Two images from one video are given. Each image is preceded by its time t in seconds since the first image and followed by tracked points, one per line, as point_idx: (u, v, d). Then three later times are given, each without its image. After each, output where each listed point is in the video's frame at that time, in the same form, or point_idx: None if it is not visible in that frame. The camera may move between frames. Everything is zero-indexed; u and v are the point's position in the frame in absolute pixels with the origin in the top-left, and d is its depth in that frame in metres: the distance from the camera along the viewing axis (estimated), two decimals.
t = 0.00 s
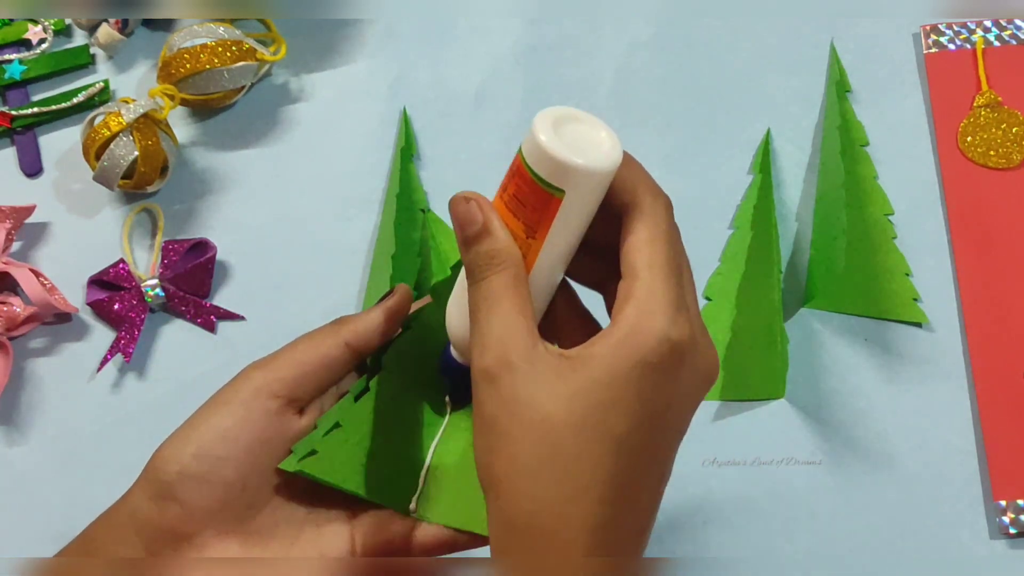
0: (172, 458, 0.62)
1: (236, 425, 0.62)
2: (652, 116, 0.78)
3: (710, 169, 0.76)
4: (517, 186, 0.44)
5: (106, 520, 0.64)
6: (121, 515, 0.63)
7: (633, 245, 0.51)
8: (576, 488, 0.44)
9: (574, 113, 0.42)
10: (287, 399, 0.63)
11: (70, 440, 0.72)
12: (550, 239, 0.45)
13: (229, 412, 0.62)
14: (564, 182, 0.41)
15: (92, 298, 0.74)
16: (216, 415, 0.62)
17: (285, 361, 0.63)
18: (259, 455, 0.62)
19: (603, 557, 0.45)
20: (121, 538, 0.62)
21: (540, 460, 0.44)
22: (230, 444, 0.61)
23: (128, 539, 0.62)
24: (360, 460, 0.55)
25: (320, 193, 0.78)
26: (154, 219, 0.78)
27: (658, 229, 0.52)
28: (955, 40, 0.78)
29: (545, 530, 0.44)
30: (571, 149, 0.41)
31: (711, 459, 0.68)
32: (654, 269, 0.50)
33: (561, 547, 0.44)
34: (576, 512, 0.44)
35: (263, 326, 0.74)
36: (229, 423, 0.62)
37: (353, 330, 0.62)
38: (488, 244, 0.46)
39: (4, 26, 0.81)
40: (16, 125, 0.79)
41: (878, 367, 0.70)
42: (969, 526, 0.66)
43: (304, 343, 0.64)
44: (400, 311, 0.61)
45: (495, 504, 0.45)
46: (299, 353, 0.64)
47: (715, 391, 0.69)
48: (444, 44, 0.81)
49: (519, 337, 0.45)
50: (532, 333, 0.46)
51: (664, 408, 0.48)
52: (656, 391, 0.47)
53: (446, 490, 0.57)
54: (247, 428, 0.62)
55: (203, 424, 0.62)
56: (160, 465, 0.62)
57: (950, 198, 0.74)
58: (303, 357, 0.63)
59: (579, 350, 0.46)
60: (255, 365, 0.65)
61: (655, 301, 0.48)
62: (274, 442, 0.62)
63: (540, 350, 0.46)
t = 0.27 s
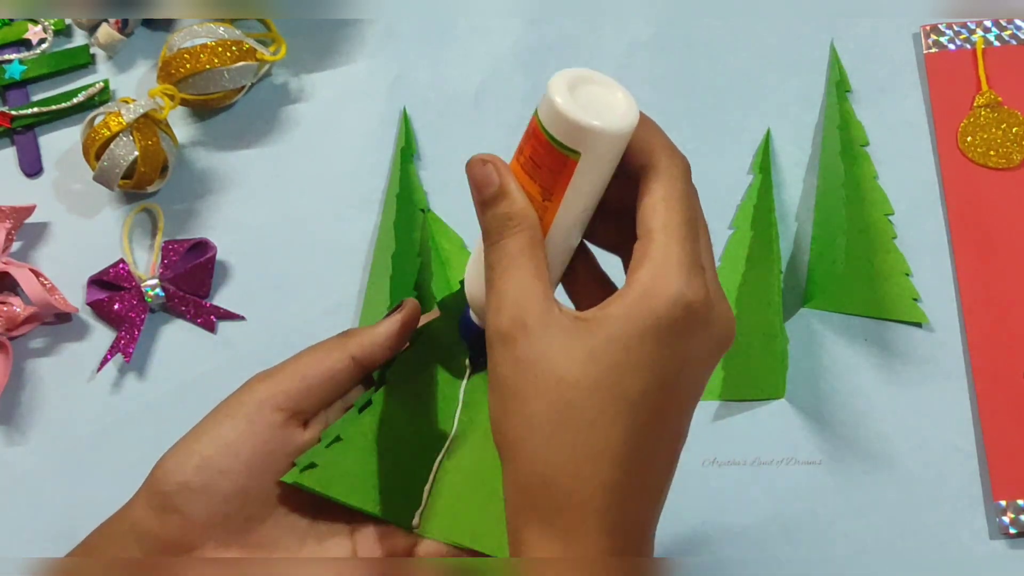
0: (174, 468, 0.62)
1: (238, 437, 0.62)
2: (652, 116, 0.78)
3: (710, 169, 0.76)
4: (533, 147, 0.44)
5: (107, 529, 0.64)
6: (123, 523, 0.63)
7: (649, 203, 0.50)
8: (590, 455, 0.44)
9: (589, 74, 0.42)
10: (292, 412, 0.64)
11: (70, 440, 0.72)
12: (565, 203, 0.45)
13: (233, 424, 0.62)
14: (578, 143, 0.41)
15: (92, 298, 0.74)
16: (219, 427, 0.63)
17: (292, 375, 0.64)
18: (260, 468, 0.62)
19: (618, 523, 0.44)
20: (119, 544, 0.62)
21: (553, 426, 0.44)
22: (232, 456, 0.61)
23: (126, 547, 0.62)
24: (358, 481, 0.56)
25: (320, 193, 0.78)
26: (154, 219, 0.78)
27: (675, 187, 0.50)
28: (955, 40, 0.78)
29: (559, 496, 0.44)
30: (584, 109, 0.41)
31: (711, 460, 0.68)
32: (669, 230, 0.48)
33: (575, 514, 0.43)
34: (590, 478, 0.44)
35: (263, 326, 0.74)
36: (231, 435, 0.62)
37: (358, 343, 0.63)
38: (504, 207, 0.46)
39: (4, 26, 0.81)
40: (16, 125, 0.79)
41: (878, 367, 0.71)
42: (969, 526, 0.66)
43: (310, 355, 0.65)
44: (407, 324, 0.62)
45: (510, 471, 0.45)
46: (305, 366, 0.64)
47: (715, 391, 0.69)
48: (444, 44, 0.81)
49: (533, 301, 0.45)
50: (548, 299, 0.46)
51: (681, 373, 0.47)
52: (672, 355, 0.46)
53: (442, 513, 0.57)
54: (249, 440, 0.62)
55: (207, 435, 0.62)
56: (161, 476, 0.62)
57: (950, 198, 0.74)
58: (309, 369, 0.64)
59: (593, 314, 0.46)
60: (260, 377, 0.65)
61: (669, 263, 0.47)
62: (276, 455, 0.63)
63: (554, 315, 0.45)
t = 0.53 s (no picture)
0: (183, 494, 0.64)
1: (244, 468, 0.63)
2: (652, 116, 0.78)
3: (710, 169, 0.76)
4: (578, 96, 0.44)
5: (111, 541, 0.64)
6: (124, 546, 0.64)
7: (695, 153, 0.50)
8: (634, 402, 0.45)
9: (634, 25, 0.42)
10: (301, 444, 0.65)
11: (70, 440, 0.72)
12: (610, 152, 0.46)
13: (240, 454, 0.64)
14: (619, 94, 0.42)
15: (92, 298, 0.74)
16: (228, 457, 0.64)
17: (302, 407, 0.65)
18: (265, 493, 0.63)
19: (656, 479, 0.45)
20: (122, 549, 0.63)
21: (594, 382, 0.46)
22: (238, 486, 0.63)
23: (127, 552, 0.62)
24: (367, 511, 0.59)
25: (320, 193, 0.78)
26: (154, 219, 0.78)
27: (722, 136, 0.50)
28: (955, 40, 0.78)
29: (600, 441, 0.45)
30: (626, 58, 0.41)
31: (711, 460, 0.68)
32: (714, 181, 0.48)
33: (614, 467, 0.45)
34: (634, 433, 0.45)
35: (263, 326, 0.74)
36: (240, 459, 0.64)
37: (370, 379, 0.64)
38: (545, 160, 0.47)
39: (4, 26, 0.81)
40: (16, 125, 0.79)
41: (878, 367, 0.70)
42: (969, 526, 0.66)
43: (321, 387, 0.66)
44: (419, 360, 0.63)
45: (550, 423, 0.47)
46: (315, 397, 0.66)
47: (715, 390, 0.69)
48: (444, 44, 0.81)
49: (574, 253, 0.46)
50: (589, 251, 0.46)
51: (722, 330, 0.47)
52: (711, 310, 0.46)
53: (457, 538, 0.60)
54: (256, 467, 0.63)
55: (214, 465, 0.64)
56: (171, 503, 0.63)
57: (950, 198, 0.74)
58: (318, 402, 0.65)
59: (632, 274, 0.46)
60: (270, 407, 0.67)
61: (713, 214, 0.46)
62: (283, 486, 0.64)
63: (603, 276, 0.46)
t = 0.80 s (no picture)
0: (140, 502, 0.66)
1: (199, 467, 0.65)
2: (652, 116, 0.78)
3: (711, 169, 0.76)
4: (774, 190, 0.50)
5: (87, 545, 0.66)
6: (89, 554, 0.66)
7: (901, 241, 0.57)
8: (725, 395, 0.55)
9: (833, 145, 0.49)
10: (252, 445, 0.66)
11: (70, 440, 0.72)
12: (777, 249, 0.51)
13: (197, 458, 0.66)
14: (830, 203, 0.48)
15: (92, 298, 0.74)
16: (183, 460, 0.67)
17: (256, 408, 0.68)
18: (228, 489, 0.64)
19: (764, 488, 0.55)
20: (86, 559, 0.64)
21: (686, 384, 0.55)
22: (194, 486, 0.64)
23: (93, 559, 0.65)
24: (320, 517, 0.60)
25: (320, 193, 0.78)
26: (154, 219, 0.78)
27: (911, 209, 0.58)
28: (955, 40, 0.78)
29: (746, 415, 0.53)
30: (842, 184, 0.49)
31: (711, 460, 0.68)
32: (918, 252, 0.56)
33: (706, 503, 0.54)
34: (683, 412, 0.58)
35: (263, 326, 0.74)
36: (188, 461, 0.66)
37: (317, 380, 0.66)
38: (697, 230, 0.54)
39: (5, 26, 0.81)
40: (16, 125, 0.79)
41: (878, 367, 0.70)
42: (969, 526, 0.66)
43: (274, 389, 0.69)
44: (367, 359, 0.65)
45: (687, 427, 0.56)
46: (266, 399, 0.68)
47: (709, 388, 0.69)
48: (444, 44, 0.81)
49: (724, 315, 0.52)
50: (734, 321, 0.53)
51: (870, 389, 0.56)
52: (895, 329, 0.54)
53: (410, 541, 0.59)
54: (210, 467, 0.65)
55: (171, 468, 0.67)
56: (127, 509, 0.66)
57: (951, 198, 0.74)
58: (268, 400, 0.67)
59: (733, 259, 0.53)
60: (228, 407, 0.70)
61: (907, 268, 0.55)
62: (239, 487, 0.64)
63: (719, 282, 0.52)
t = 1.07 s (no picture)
0: (146, 447, 0.60)
1: (205, 419, 0.60)
2: (651, 115, 0.78)
3: (710, 169, 0.76)
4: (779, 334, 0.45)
5: (25, 564, 0.60)
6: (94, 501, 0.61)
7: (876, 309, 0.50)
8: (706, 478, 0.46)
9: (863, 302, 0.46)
10: (257, 389, 0.61)
11: (70, 440, 0.72)
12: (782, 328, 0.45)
13: (201, 402, 0.60)
14: (830, 373, 0.44)
15: (92, 298, 0.74)
16: (186, 409, 0.60)
17: (255, 349, 0.62)
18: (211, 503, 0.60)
19: None
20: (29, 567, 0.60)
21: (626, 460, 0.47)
22: (201, 446, 0.59)
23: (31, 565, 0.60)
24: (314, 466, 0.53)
25: (320, 193, 0.78)
26: (154, 219, 0.78)
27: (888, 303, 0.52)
28: (955, 40, 0.78)
29: None
30: (852, 336, 0.44)
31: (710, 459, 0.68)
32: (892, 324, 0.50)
33: None
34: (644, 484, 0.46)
35: (263, 326, 0.74)
36: (176, 466, 0.59)
37: (324, 323, 0.61)
38: (699, 356, 0.44)
39: (4, 27, 0.81)
40: (16, 125, 0.79)
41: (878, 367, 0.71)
42: (968, 526, 0.66)
43: (271, 334, 0.63)
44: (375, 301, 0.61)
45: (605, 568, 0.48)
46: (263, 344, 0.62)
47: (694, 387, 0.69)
48: (444, 44, 0.81)
49: (676, 459, 0.45)
50: (693, 488, 0.46)
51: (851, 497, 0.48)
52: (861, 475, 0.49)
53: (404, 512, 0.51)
54: (199, 480, 0.59)
55: (169, 419, 0.60)
56: (135, 453, 0.60)
57: (950, 198, 0.74)
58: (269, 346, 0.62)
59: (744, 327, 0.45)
60: (228, 354, 0.63)
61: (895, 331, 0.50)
62: (243, 433, 0.60)
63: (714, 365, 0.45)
